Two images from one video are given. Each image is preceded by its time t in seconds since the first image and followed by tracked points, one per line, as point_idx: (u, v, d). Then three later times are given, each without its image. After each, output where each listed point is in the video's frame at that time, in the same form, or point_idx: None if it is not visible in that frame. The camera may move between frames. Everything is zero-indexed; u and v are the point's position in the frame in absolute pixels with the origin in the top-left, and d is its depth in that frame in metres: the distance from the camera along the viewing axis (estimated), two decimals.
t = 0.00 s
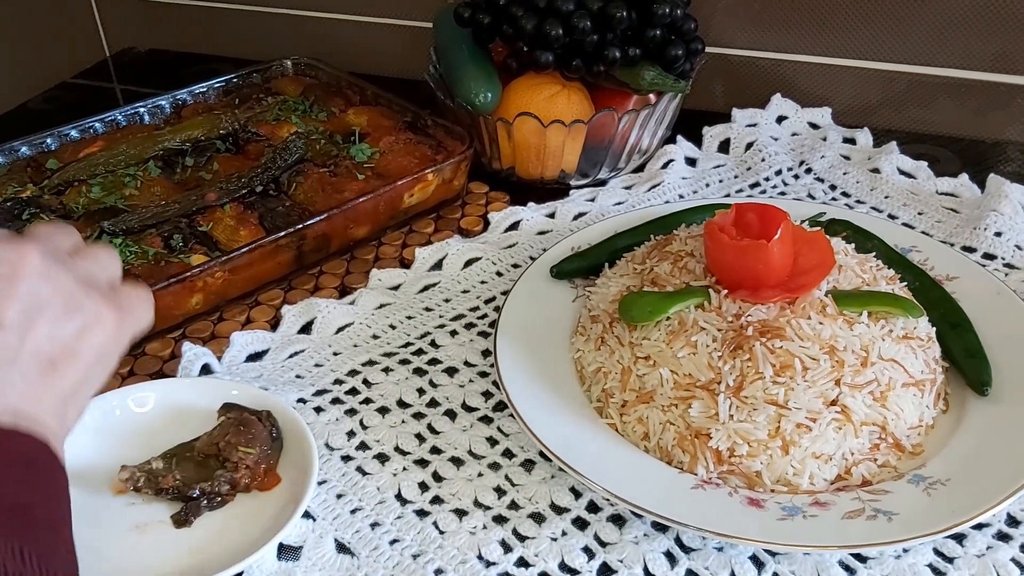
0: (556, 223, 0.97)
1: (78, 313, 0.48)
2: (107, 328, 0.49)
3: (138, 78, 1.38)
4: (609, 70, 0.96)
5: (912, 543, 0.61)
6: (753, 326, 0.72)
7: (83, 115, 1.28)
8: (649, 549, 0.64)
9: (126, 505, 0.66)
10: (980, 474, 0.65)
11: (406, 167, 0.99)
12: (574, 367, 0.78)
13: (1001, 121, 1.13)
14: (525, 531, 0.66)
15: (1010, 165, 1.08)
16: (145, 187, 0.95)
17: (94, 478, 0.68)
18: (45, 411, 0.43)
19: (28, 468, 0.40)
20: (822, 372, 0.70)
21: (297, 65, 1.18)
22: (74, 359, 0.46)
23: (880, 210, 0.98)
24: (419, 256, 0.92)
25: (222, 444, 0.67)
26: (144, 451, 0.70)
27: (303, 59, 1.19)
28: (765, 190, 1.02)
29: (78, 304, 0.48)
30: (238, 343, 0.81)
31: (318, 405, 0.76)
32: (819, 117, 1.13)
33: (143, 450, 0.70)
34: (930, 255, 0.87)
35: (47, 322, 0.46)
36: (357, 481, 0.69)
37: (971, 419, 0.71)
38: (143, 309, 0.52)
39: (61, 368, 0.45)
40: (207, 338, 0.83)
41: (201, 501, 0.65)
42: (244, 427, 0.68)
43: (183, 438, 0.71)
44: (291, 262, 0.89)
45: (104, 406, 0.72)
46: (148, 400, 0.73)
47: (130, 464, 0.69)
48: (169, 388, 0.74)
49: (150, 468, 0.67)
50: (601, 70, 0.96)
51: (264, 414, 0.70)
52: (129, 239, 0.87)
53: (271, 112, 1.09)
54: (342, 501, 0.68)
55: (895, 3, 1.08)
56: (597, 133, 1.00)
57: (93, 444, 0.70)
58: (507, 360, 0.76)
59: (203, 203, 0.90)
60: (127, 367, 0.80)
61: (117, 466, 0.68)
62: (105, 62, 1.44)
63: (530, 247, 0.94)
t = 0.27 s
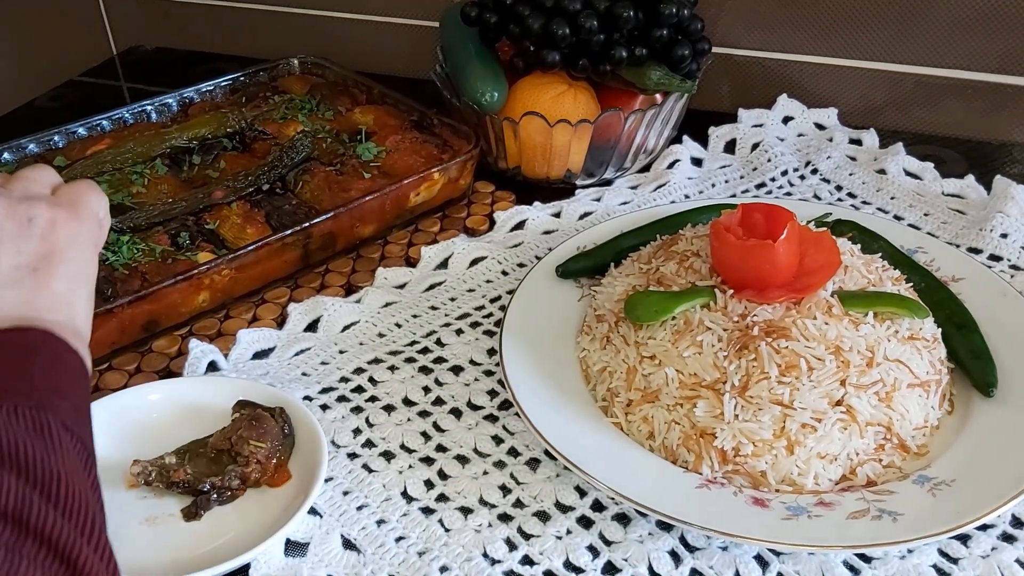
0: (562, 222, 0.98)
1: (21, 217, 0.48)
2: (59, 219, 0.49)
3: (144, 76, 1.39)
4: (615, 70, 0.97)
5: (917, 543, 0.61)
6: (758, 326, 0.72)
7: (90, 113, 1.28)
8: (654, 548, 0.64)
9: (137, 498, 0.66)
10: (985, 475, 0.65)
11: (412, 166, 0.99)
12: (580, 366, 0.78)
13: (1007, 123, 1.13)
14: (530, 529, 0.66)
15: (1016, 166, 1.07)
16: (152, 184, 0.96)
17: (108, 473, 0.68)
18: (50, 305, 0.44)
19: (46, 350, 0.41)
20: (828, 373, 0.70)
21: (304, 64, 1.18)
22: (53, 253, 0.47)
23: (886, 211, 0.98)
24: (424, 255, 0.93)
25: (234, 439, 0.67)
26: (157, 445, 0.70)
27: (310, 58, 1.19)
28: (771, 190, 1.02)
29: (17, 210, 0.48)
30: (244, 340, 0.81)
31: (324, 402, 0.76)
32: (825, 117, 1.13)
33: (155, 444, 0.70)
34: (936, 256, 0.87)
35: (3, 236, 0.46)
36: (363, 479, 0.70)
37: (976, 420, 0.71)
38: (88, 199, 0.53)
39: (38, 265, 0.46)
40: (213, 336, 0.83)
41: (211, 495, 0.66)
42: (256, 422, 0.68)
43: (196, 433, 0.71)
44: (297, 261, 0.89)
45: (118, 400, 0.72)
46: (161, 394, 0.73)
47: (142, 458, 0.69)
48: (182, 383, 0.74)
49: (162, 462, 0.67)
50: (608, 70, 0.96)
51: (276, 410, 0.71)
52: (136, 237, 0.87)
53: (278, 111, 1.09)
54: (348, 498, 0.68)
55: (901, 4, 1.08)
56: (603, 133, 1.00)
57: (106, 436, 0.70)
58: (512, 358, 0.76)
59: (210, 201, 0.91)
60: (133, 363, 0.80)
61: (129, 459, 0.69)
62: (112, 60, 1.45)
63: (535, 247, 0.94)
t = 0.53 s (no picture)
0: (566, 222, 0.98)
1: (28, 186, 0.53)
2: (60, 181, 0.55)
3: (150, 75, 1.39)
4: (620, 70, 0.97)
5: (921, 545, 0.61)
6: (763, 326, 0.72)
7: (97, 112, 1.28)
8: (658, 548, 0.64)
9: (144, 496, 0.67)
10: (990, 477, 0.65)
11: (417, 165, 0.99)
12: (584, 366, 0.78)
13: (1013, 124, 1.13)
14: (534, 528, 0.66)
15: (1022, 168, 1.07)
16: (158, 183, 0.96)
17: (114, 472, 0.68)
18: (71, 257, 0.49)
19: (65, 298, 0.46)
20: (833, 373, 0.70)
21: (309, 63, 1.18)
22: (65, 214, 0.52)
23: (891, 212, 0.98)
24: (429, 254, 0.93)
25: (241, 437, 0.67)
26: (164, 443, 0.70)
27: (315, 57, 1.20)
28: (776, 191, 1.02)
29: (22, 179, 0.53)
30: (250, 339, 0.81)
31: (329, 401, 0.77)
32: (830, 118, 1.13)
33: (163, 443, 0.70)
34: (942, 257, 0.87)
35: (18, 205, 0.51)
36: (368, 477, 0.70)
37: (981, 422, 0.71)
38: (85, 163, 0.58)
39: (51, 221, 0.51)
40: (219, 334, 0.83)
41: (218, 494, 0.66)
42: (264, 421, 0.68)
43: (203, 432, 0.71)
44: (303, 259, 0.89)
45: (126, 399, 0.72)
46: (169, 393, 0.73)
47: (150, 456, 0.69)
48: (190, 382, 0.74)
49: (170, 460, 0.67)
50: (613, 70, 0.96)
51: (283, 408, 0.71)
52: (142, 235, 0.87)
53: (283, 110, 1.09)
54: (353, 496, 0.68)
55: (907, 5, 1.08)
56: (608, 133, 1.00)
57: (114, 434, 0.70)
58: (517, 358, 0.76)
59: (215, 199, 0.91)
60: (139, 361, 0.80)
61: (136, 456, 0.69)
62: (118, 58, 1.45)
63: (540, 247, 0.94)
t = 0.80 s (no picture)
0: (570, 222, 0.98)
1: (71, 199, 0.58)
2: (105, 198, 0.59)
3: (155, 74, 1.40)
4: (625, 70, 0.97)
5: (924, 546, 0.60)
6: (767, 326, 0.72)
7: (101, 111, 1.29)
8: (661, 548, 0.64)
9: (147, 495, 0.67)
10: (994, 477, 0.65)
11: (421, 165, 0.99)
12: (587, 365, 0.78)
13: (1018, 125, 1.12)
14: (537, 528, 0.66)
15: None
16: (163, 182, 0.96)
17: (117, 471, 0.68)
18: (104, 257, 0.53)
19: (92, 290, 0.50)
20: (836, 374, 0.70)
21: (314, 63, 1.18)
22: (102, 224, 0.56)
23: (895, 213, 0.98)
24: (433, 254, 0.93)
25: (245, 436, 0.67)
26: (168, 443, 0.70)
27: (320, 57, 1.20)
28: (779, 191, 1.02)
29: (67, 193, 0.58)
30: (253, 338, 0.81)
31: (333, 400, 0.77)
32: (834, 118, 1.13)
33: (166, 442, 0.71)
34: (946, 258, 0.86)
35: (60, 214, 0.56)
36: (371, 476, 0.70)
37: (985, 422, 0.71)
38: (128, 186, 0.63)
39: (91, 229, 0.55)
40: (223, 333, 0.84)
41: (222, 493, 0.66)
42: (268, 420, 0.68)
43: (206, 430, 0.71)
44: (307, 258, 0.89)
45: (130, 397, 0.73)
46: (172, 392, 0.73)
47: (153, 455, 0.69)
48: (194, 381, 0.74)
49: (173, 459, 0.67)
50: (617, 69, 0.96)
51: (287, 407, 0.71)
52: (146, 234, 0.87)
53: (288, 109, 1.09)
54: (357, 495, 0.68)
55: (911, 5, 1.08)
56: (612, 133, 1.00)
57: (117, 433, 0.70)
58: (520, 357, 0.76)
59: (220, 199, 0.91)
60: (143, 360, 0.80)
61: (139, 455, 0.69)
62: (124, 58, 1.46)
63: (543, 246, 0.94)
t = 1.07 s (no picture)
0: (573, 223, 0.98)
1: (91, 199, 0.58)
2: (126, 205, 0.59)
3: (160, 75, 1.40)
4: (628, 70, 0.97)
5: (927, 548, 0.60)
6: (770, 328, 0.72)
7: (105, 111, 1.29)
8: (664, 550, 0.64)
9: (151, 495, 0.67)
10: (997, 480, 0.65)
11: (424, 166, 0.99)
12: (590, 366, 0.78)
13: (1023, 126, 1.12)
14: (540, 529, 0.66)
15: None
16: (167, 182, 0.96)
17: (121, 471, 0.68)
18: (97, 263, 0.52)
19: (84, 288, 0.49)
20: (840, 375, 0.70)
21: (318, 63, 1.18)
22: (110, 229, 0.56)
23: (900, 214, 0.98)
24: (436, 254, 0.93)
25: (249, 436, 0.68)
26: (171, 443, 0.71)
27: (324, 58, 1.20)
28: (783, 192, 1.02)
29: (88, 192, 0.58)
30: (257, 338, 0.81)
31: (336, 401, 0.77)
32: (838, 119, 1.13)
33: (170, 442, 0.71)
34: (950, 259, 0.86)
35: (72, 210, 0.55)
36: (374, 477, 0.70)
37: (990, 424, 0.71)
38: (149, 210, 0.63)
39: (99, 230, 0.55)
40: (226, 333, 0.84)
41: (224, 493, 0.66)
42: (271, 420, 0.69)
43: (210, 431, 0.72)
44: (310, 259, 0.90)
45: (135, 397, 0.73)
46: (176, 392, 0.74)
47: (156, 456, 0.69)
48: (197, 381, 0.74)
49: (176, 459, 0.67)
50: (621, 70, 0.96)
51: (290, 408, 0.71)
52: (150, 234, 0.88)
53: (292, 109, 1.10)
54: (359, 496, 0.68)
55: (916, 6, 1.08)
56: (615, 134, 1.00)
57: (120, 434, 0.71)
58: (524, 358, 0.76)
59: (223, 199, 0.91)
60: (146, 361, 0.80)
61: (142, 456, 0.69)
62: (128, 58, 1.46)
63: (547, 247, 0.94)
